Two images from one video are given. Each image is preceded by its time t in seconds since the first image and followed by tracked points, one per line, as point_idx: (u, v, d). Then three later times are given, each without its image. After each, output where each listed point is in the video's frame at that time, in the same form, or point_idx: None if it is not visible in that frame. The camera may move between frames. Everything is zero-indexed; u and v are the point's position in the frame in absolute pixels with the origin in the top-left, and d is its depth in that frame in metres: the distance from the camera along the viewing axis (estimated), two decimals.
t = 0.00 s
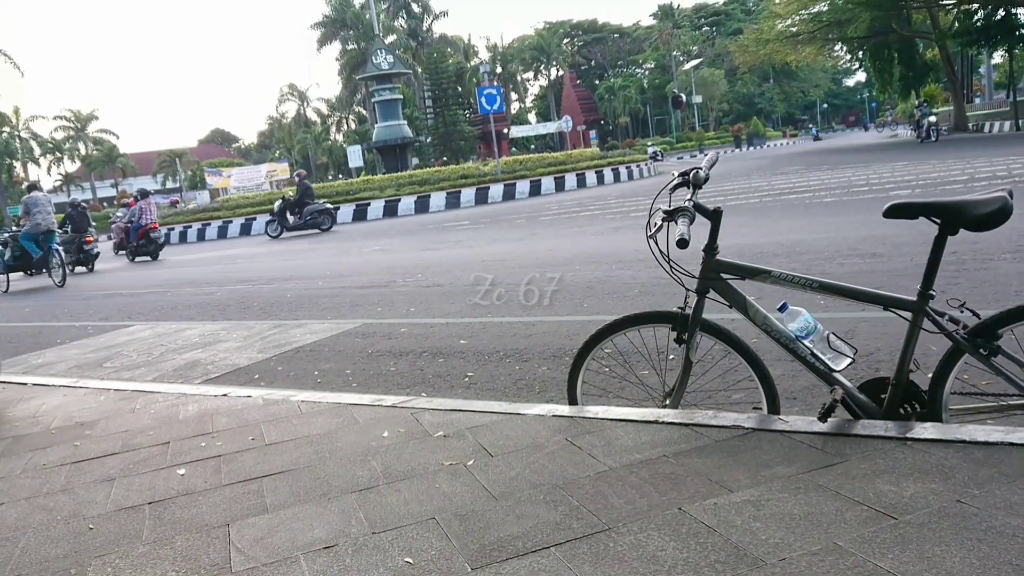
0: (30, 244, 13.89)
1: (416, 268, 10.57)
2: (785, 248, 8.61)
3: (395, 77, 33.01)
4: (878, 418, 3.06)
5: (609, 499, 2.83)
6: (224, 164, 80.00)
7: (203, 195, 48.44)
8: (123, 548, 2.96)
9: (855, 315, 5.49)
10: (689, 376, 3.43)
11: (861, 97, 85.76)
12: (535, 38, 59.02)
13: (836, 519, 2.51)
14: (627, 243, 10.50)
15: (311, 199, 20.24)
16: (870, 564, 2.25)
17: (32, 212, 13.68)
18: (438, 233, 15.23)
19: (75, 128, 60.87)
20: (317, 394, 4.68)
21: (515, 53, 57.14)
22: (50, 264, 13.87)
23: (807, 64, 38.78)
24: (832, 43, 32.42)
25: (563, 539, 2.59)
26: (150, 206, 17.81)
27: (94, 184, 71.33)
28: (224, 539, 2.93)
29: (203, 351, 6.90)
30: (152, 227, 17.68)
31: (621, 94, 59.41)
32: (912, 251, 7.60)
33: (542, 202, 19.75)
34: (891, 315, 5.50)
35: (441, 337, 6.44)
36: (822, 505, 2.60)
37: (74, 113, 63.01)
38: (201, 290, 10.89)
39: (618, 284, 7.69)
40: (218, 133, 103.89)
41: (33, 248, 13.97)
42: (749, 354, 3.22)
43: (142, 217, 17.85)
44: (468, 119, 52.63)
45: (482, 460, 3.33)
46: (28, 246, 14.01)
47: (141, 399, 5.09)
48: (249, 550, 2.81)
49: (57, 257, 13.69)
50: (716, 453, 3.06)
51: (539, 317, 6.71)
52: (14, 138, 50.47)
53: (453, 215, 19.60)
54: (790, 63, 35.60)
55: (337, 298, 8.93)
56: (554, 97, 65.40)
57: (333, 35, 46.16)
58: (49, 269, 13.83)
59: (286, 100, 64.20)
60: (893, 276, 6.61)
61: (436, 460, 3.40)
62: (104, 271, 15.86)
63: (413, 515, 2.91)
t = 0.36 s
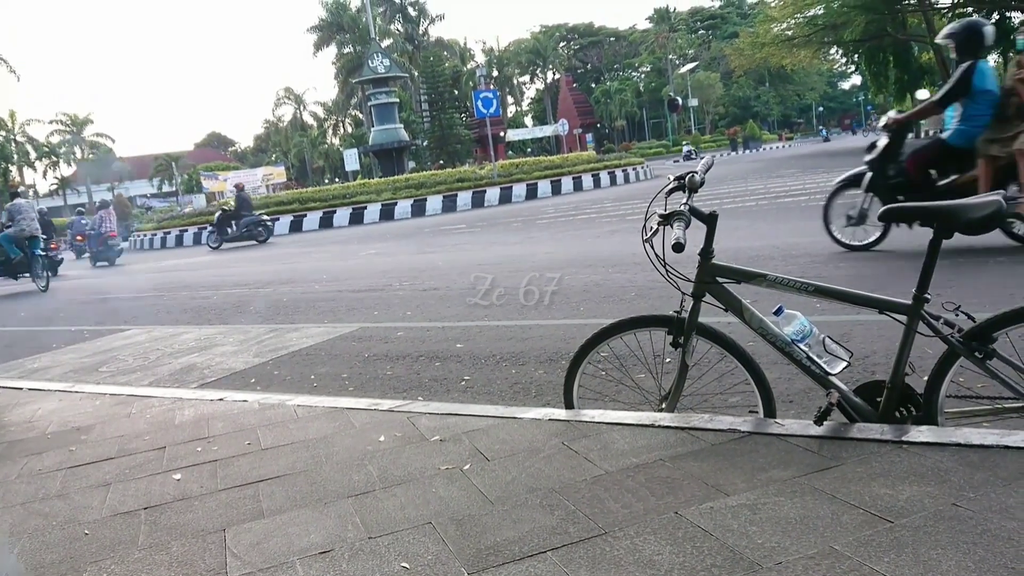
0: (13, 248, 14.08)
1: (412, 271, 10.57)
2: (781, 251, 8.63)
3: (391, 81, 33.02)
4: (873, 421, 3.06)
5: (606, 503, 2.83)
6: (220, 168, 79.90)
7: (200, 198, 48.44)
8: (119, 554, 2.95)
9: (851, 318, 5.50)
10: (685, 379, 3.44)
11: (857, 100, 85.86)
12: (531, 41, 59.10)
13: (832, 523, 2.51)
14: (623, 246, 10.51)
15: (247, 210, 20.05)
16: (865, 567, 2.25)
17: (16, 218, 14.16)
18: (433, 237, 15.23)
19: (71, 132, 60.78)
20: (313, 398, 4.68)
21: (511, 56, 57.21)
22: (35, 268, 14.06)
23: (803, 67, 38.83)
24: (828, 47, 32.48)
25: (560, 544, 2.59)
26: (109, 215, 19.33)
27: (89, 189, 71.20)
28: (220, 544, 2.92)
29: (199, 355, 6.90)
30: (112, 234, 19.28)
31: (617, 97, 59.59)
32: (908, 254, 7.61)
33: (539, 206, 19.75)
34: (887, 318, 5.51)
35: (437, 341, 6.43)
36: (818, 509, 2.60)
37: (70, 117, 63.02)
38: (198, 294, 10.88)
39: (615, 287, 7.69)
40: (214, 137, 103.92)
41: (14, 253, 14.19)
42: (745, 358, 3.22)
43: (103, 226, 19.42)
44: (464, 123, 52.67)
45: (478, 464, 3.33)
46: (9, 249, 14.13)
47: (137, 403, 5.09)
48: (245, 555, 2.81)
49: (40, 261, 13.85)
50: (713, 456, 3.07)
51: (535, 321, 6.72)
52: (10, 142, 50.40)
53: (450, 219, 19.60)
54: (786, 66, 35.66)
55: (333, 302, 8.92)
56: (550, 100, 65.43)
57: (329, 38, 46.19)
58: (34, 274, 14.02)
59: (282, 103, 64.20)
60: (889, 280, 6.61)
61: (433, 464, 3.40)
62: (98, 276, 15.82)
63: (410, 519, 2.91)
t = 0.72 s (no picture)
0: None
1: (404, 275, 10.55)
2: (773, 253, 8.65)
3: (383, 85, 33.01)
4: (865, 423, 3.06)
5: (598, 507, 2.82)
6: (212, 172, 79.70)
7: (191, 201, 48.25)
8: (109, 560, 2.94)
9: (842, 319, 5.52)
10: (677, 381, 3.44)
11: (847, 103, 86.23)
12: (523, 45, 59.20)
13: (824, 524, 2.51)
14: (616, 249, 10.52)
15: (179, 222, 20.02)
16: (857, 569, 2.25)
17: None
18: (426, 240, 15.21)
19: (61, 137, 60.52)
20: (305, 403, 4.66)
21: (504, 60, 57.28)
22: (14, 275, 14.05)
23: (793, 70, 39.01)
24: (818, 50, 32.64)
25: (553, 547, 2.58)
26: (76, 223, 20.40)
27: (80, 194, 70.88)
28: (211, 550, 2.90)
29: (190, 359, 6.87)
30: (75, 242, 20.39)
31: (609, 100, 59.76)
32: (899, 256, 7.65)
33: (531, 209, 19.76)
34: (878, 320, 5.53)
35: (429, 345, 6.42)
36: (810, 511, 2.61)
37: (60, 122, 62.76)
38: (189, 299, 10.85)
39: (607, 290, 7.70)
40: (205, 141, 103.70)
41: None
42: (737, 360, 3.23)
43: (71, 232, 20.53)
44: (456, 126, 52.73)
45: (470, 468, 3.32)
46: None
47: (127, 408, 5.06)
48: (236, 560, 2.79)
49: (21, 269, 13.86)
50: (706, 458, 3.07)
51: (527, 324, 6.72)
52: None
53: (442, 222, 19.59)
54: (776, 69, 35.81)
55: (324, 306, 8.89)
56: (542, 104, 65.57)
57: (321, 42, 46.17)
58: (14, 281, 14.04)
59: (274, 107, 64.10)
60: (879, 282, 6.64)
61: (426, 468, 3.39)
62: (89, 281, 15.74)
63: (402, 523, 2.91)
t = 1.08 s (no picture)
0: None
1: (396, 280, 10.54)
2: (764, 257, 8.68)
3: (375, 89, 32.99)
4: (856, 426, 3.07)
5: (590, 511, 2.82)
6: (203, 176, 79.47)
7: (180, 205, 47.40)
8: (99, 566, 2.92)
9: (833, 324, 5.53)
10: (669, 386, 3.44)
11: (839, 108, 86.64)
12: (515, 50, 59.33)
13: (815, 528, 2.52)
14: (607, 254, 10.53)
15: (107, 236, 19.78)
16: (848, 573, 2.26)
17: None
18: (417, 245, 15.20)
19: (52, 141, 60.23)
20: (296, 407, 4.65)
21: (496, 65, 57.36)
22: None
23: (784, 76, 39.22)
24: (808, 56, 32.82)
25: (544, 552, 2.58)
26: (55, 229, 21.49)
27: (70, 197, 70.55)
28: (202, 555, 2.89)
29: (181, 364, 6.84)
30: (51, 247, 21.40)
31: (601, 105, 59.90)
32: (888, 260, 7.68)
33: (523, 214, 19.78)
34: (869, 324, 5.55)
35: (421, 349, 6.41)
36: (801, 514, 2.61)
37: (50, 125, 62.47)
38: (180, 303, 10.80)
39: (599, 295, 7.71)
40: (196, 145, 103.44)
41: None
42: (727, 364, 3.23)
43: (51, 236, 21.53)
44: (448, 130, 52.75)
45: (462, 473, 3.31)
46: None
47: (117, 414, 5.03)
48: (227, 566, 2.78)
49: None
50: (697, 463, 3.07)
51: (519, 328, 6.72)
52: None
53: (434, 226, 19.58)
54: (767, 74, 35.98)
55: (315, 311, 8.86)
56: (533, 108, 65.68)
57: (313, 47, 46.19)
58: None
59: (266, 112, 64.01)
60: (870, 286, 6.67)
61: (417, 473, 3.38)
62: (78, 286, 15.65)
63: (393, 528, 2.90)
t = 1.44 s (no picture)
0: None
1: (388, 282, 10.52)
2: (756, 261, 8.71)
3: (368, 91, 32.92)
4: (847, 430, 3.08)
5: (582, 515, 2.82)
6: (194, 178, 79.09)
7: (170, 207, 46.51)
8: (88, 570, 2.90)
9: (824, 327, 5.55)
10: (661, 389, 3.45)
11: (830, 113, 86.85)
12: (508, 53, 59.34)
13: (805, 532, 2.53)
14: (599, 257, 10.54)
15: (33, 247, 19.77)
16: None
17: None
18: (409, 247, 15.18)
19: (42, 142, 59.83)
20: (287, 410, 4.62)
21: (489, 68, 57.37)
22: None
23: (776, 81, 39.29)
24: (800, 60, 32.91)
25: (536, 556, 2.58)
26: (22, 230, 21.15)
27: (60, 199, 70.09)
28: (191, 559, 2.87)
29: (171, 367, 6.80)
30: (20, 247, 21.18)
31: (593, 109, 59.92)
32: (879, 263, 7.72)
33: (515, 217, 19.77)
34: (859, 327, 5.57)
35: (412, 353, 6.40)
36: (792, 518, 2.62)
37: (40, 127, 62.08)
38: (171, 305, 10.75)
39: (591, 298, 7.72)
40: (188, 146, 103.04)
41: None
42: (719, 368, 3.24)
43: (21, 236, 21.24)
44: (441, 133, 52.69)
45: (454, 476, 3.31)
46: None
47: (107, 416, 5.00)
48: (217, 570, 2.76)
49: None
50: (689, 466, 3.07)
51: (511, 331, 6.71)
52: None
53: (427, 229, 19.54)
54: (759, 79, 36.06)
55: (308, 313, 8.84)
56: (526, 111, 65.70)
57: (306, 49, 46.09)
58: None
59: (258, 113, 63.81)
60: (860, 289, 6.70)
61: (409, 476, 3.37)
62: (67, 288, 15.55)
63: (385, 531, 2.89)
